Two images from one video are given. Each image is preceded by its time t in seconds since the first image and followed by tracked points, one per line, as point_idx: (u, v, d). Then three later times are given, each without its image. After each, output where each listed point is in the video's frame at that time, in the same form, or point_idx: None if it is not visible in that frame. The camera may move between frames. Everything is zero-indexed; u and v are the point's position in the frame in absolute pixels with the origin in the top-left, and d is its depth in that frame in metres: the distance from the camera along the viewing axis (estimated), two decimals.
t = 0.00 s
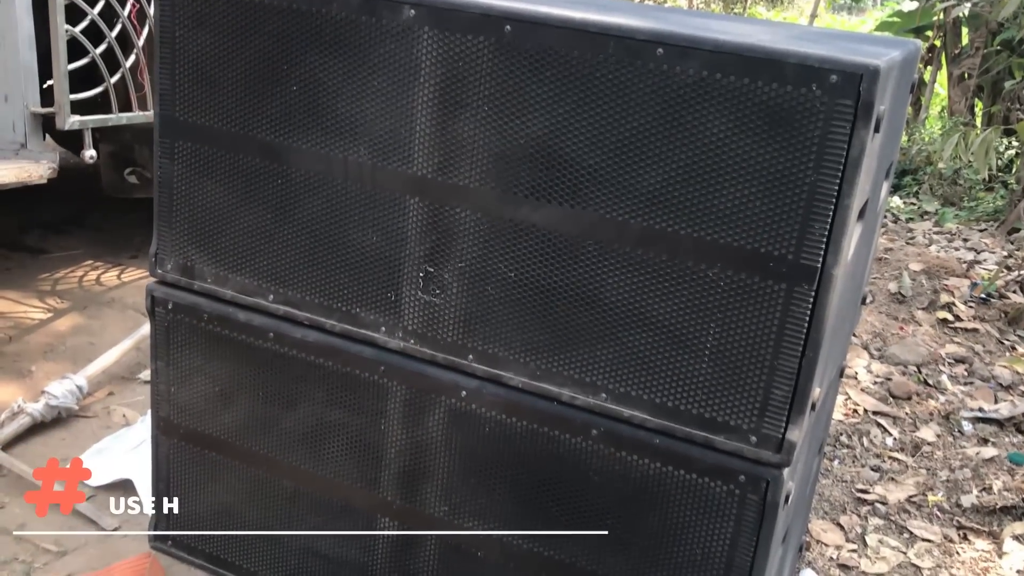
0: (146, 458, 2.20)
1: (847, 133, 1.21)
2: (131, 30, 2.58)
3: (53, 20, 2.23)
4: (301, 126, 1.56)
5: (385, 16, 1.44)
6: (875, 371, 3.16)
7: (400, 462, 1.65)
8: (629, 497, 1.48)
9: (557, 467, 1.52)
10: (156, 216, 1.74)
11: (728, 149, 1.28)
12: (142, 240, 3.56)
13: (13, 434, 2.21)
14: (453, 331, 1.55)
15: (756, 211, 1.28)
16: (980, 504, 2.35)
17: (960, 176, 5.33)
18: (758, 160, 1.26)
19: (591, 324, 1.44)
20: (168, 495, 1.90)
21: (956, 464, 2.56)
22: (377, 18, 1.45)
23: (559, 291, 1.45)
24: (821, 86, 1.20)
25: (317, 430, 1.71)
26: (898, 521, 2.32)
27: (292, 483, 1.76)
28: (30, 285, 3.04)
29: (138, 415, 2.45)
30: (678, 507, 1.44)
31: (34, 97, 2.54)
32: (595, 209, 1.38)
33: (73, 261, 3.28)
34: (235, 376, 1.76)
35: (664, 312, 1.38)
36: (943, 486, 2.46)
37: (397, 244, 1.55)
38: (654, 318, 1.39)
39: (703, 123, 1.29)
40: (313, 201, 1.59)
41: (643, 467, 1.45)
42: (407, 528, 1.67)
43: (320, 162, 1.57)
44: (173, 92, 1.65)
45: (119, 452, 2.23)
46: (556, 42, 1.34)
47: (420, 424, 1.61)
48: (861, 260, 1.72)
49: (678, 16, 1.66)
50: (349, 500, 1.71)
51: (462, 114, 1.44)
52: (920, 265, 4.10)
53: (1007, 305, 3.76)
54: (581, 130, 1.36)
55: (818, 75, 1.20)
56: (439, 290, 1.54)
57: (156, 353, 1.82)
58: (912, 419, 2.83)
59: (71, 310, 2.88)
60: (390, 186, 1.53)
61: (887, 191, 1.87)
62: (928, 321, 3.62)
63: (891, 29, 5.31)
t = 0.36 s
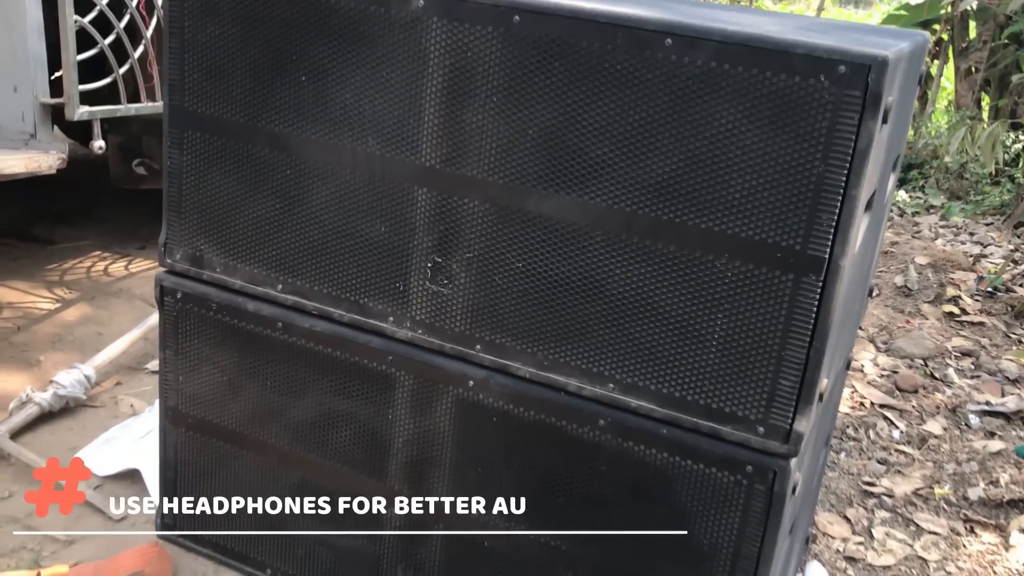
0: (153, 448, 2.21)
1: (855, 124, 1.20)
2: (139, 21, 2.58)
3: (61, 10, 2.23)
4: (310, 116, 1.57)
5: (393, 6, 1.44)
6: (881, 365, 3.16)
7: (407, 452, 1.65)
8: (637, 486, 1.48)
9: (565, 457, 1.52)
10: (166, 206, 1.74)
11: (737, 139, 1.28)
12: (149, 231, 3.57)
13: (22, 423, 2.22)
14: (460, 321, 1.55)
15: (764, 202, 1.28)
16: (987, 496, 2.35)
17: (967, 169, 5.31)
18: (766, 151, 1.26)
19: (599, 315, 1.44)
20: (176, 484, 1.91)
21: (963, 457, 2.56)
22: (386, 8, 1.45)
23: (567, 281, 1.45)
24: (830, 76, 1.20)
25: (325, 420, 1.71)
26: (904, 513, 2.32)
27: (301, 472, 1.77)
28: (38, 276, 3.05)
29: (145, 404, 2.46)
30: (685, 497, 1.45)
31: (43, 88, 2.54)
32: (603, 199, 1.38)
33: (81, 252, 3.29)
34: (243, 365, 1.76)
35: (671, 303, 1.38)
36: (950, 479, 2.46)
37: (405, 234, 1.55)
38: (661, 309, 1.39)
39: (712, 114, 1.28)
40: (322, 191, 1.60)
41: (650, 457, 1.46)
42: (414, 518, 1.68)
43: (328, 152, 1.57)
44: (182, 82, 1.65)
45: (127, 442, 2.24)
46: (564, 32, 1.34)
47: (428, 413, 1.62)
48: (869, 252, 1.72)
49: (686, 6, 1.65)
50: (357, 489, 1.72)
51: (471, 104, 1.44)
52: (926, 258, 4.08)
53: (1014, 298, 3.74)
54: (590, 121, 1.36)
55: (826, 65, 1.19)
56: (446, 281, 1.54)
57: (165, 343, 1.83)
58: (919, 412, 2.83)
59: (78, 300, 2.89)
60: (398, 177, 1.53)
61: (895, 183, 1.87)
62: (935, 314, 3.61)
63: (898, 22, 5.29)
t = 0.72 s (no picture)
0: (167, 436, 2.24)
1: (864, 116, 1.23)
2: (151, 14, 2.60)
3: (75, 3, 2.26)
4: (326, 108, 1.59)
5: None
6: (884, 357, 3.18)
7: (420, 438, 1.68)
8: (646, 471, 1.51)
9: (576, 443, 1.55)
10: (182, 196, 1.77)
11: (748, 131, 1.30)
12: (158, 223, 3.59)
13: (37, 411, 2.25)
14: (473, 309, 1.58)
15: (773, 192, 1.31)
16: (988, 486, 2.38)
17: (970, 164, 5.33)
18: (776, 142, 1.29)
19: (610, 303, 1.47)
20: (191, 471, 1.94)
21: (964, 448, 2.59)
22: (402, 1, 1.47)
23: (579, 271, 1.47)
24: (839, 70, 1.22)
25: (338, 407, 1.74)
26: (906, 502, 2.36)
27: (314, 459, 1.80)
28: (49, 266, 3.08)
29: (157, 393, 2.49)
30: (694, 482, 1.48)
31: (58, 80, 2.57)
32: (615, 189, 1.41)
33: (91, 243, 3.31)
34: (258, 353, 1.79)
35: (682, 291, 1.41)
36: (952, 469, 2.49)
37: (419, 224, 1.58)
38: (672, 297, 1.42)
39: (723, 106, 1.31)
40: (337, 181, 1.62)
41: (659, 443, 1.49)
42: (426, 503, 1.71)
43: (343, 143, 1.60)
44: (199, 74, 1.68)
45: (140, 430, 2.27)
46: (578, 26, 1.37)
47: (441, 400, 1.65)
48: (875, 243, 1.74)
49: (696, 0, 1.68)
50: (370, 475, 1.75)
51: (485, 96, 1.46)
52: (929, 252, 4.10)
53: (1016, 292, 3.77)
54: (603, 112, 1.39)
55: (836, 59, 1.22)
56: (460, 270, 1.57)
57: (181, 331, 1.86)
58: (921, 403, 2.86)
59: (89, 291, 2.92)
60: (413, 167, 1.55)
61: (900, 176, 1.89)
62: (937, 308, 3.63)
63: (902, 17, 5.30)
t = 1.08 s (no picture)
0: (177, 425, 2.27)
1: (863, 108, 1.27)
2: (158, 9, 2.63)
3: None
4: (336, 100, 1.62)
5: None
6: (879, 347, 3.23)
7: (428, 423, 1.72)
8: (651, 454, 1.55)
9: (582, 427, 1.59)
10: (193, 187, 1.80)
11: (750, 123, 1.34)
12: (161, 216, 3.62)
13: (47, 400, 2.28)
14: (482, 297, 1.61)
15: (775, 182, 1.35)
16: (982, 472, 2.43)
17: (963, 157, 5.39)
18: (778, 133, 1.33)
19: (616, 290, 1.50)
20: (201, 458, 1.98)
21: (959, 435, 2.64)
22: None
23: (585, 259, 1.51)
24: (839, 62, 1.26)
25: (348, 393, 1.78)
26: (902, 487, 2.41)
27: (324, 445, 1.84)
28: (53, 259, 3.10)
29: (164, 383, 2.52)
30: (697, 464, 1.52)
31: (68, 72, 2.60)
32: (621, 180, 1.45)
33: (95, 236, 3.34)
34: (269, 341, 1.83)
35: (686, 279, 1.45)
36: (947, 455, 2.54)
37: (428, 214, 1.61)
38: (676, 284, 1.46)
39: (726, 98, 1.35)
40: (348, 172, 1.66)
41: (664, 426, 1.53)
42: (435, 487, 1.75)
43: (353, 135, 1.63)
44: (212, 67, 1.71)
45: (149, 419, 2.30)
46: (585, 20, 1.40)
47: (449, 386, 1.68)
48: (872, 232, 1.78)
49: None
50: (379, 460, 1.79)
51: (493, 88, 1.50)
52: (923, 244, 4.15)
53: (1009, 284, 3.82)
54: (608, 104, 1.42)
55: (836, 52, 1.26)
56: (468, 259, 1.60)
57: (192, 320, 1.89)
58: (916, 391, 2.91)
59: (95, 283, 2.95)
60: (421, 158, 1.59)
61: (897, 167, 1.93)
62: (932, 299, 3.68)
63: (896, 12, 5.34)
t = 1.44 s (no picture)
0: (185, 409, 2.31)
1: (859, 91, 1.32)
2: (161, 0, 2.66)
3: None
4: (346, 87, 1.66)
5: None
6: (870, 330, 3.30)
7: (437, 401, 1.77)
8: (654, 428, 1.60)
9: (587, 403, 1.64)
10: (204, 174, 1.84)
11: (750, 106, 1.39)
12: (160, 207, 3.64)
13: (57, 387, 2.32)
14: (489, 278, 1.66)
15: (775, 163, 1.40)
16: (971, 448, 2.51)
17: (950, 145, 5.46)
18: (777, 116, 1.38)
19: (620, 270, 1.55)
20: (212, 440, 2.02)
21: (949, 413, 2.71)
22: None
23: (590, 240, 1.56)
24: (836, 47, 1.31)
25: (358, 374, 1.83)
26: (894, 464, 2.48)
27: (334, 426, 1.88)
28: (56, 249, 3.13)
29: (171, 369, 2.56)
30: (699, 437, 1.57)
31: (73, 62, 2.62)
32: (625, 162, 1.50)
33: (95, 227, 3.37)
34: (279, 325, 1.87)
35: (688, 258, 1.50)
36: (937, 433, 2.61)
37: (436, 198, 1.65)
38: (679, 264, 1.51)
39: (727, 82, 1.40)
40: (356, 158, 1.70)
41: (667, 401, 1.58)
42: (444, 463, 1.80)
43: (362, 122, 1.67)
44: (222, 56, 1.75)
45: (157, 404, 2.34)
46: (590, 7, 1.45)
47: (457, 365, 1.73)
48: (866, 214, 1.84)
49: None
50: (388, 439, 1.83)
51: (500, 75, 1.54)
52: (912, 230, 4.22)
53: (996, 268, 3.89)
54: (613, 89, 1.47)
55: (833, 37, 1.31)
56: (476, 241, 1.65)
57: (203, 304, 1.93)
58: (907, 372, 2.98)
59: (98, 272, 2.98)
60: (429, 143, 1.63)
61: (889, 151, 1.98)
62: (921, 284, 3.75)
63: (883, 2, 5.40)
